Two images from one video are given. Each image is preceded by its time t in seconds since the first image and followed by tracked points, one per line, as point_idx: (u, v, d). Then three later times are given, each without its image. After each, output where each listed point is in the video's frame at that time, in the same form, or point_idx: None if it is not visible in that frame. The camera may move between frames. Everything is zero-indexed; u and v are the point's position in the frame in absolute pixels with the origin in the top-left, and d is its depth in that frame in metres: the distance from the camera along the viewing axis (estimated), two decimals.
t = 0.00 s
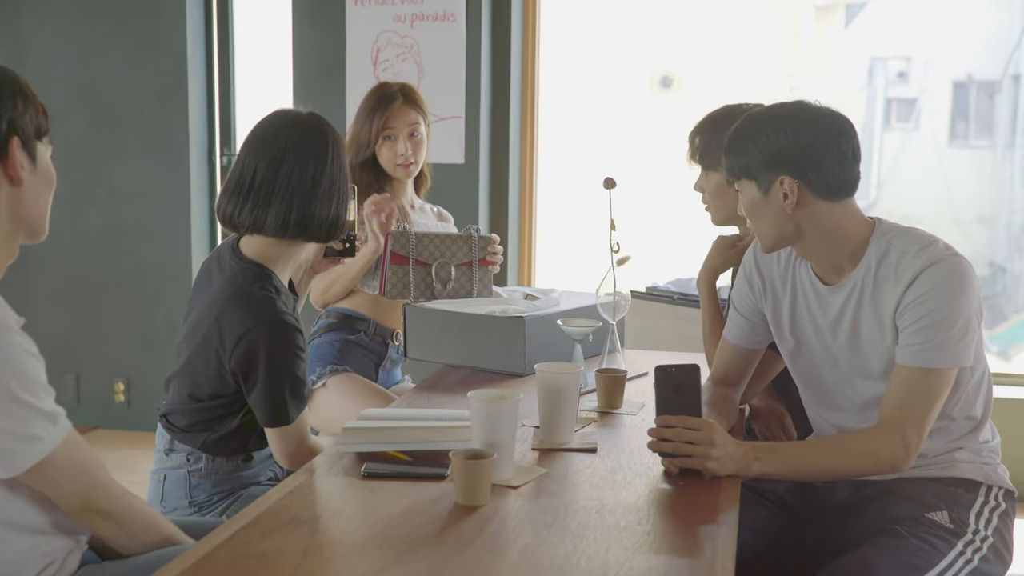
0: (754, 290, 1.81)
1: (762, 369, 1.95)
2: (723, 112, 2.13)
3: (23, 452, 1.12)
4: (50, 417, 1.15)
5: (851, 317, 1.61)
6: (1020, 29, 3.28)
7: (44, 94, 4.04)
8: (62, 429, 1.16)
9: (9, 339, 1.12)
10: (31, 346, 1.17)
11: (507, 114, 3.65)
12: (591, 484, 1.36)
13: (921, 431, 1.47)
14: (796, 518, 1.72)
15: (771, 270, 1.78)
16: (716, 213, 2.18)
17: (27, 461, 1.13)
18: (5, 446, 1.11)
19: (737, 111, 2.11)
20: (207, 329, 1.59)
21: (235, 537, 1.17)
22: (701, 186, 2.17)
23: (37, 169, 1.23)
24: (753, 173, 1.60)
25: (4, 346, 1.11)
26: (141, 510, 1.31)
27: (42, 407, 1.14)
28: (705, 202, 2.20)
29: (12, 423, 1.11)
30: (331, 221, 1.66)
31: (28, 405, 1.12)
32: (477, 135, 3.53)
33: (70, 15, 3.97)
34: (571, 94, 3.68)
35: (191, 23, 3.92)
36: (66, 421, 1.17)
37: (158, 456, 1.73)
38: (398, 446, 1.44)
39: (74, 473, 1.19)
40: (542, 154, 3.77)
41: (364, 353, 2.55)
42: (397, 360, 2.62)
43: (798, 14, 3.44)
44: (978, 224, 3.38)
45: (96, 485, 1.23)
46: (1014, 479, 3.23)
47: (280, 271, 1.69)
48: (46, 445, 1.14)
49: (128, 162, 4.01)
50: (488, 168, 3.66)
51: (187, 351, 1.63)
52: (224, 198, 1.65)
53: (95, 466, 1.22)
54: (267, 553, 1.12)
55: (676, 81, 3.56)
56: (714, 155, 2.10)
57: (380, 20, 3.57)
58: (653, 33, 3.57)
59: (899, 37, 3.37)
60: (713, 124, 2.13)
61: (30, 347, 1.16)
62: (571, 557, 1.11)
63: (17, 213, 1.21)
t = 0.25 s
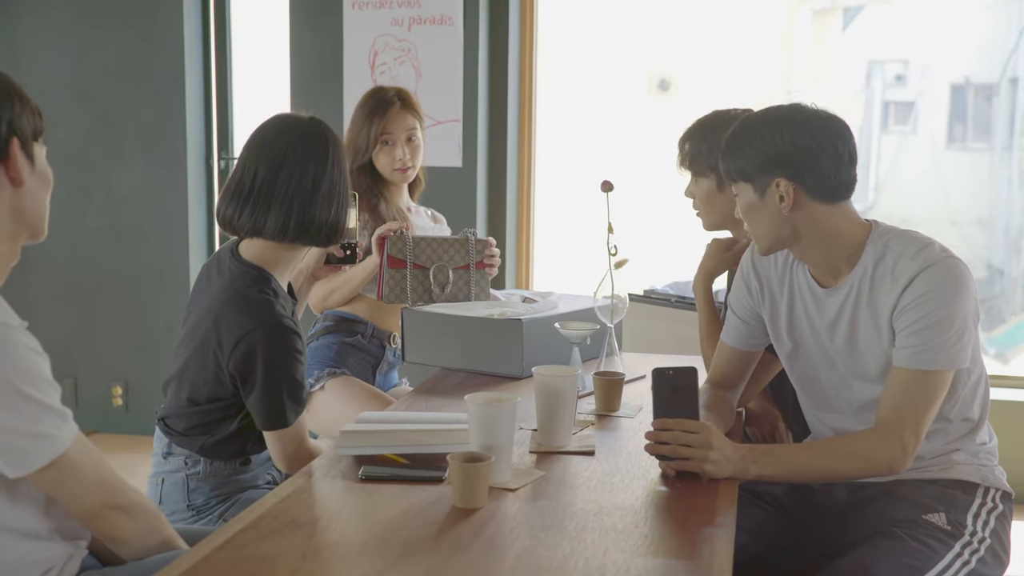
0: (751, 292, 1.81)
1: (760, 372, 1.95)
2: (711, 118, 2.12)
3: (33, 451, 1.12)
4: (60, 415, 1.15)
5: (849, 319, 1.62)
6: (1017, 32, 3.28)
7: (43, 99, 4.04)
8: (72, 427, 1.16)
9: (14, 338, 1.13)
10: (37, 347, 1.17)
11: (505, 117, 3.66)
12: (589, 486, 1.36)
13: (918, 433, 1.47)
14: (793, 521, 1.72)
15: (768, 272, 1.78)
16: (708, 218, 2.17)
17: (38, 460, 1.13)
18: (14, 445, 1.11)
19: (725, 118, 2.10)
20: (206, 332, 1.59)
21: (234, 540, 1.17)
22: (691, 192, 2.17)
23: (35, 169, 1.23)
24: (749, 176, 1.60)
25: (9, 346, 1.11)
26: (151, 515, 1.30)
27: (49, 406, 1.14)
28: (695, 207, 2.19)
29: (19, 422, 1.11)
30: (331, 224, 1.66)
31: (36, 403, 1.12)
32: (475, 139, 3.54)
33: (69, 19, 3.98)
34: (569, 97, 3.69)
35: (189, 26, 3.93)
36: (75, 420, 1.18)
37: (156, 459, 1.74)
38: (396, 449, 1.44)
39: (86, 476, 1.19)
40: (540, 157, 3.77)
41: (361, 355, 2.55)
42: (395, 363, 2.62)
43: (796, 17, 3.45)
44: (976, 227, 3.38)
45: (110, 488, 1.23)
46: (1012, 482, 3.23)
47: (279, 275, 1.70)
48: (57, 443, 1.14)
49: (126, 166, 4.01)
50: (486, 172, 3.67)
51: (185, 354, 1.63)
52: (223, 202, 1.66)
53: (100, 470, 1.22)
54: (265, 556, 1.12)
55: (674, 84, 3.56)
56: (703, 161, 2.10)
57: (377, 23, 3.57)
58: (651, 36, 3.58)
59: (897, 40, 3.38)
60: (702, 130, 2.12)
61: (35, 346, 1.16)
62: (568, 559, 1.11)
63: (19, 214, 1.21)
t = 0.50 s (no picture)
0: (749, 292, 1.81)
1: (758, 371, 1.95)
2: (710, 117, 2.11)
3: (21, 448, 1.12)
4: (47, 414, 1.16)
5: (847, 318, 1.62)
6: (1014, 32, 3.29)
7: (41, 100, 4.04)
8: (59, 427, 1.17)
9: (2, 338, 1.14)
10: (23, 347, 1.18)
11: (502, 117, 3.66)
12: (587, 486, 1.36)
13: (916, 431, 1.47)
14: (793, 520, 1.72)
15: (765, 272, 1.78)
16: (704, 219, 2.17)
17: (25, 457, 1.13)
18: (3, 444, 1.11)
19: (725, 118, 2.10)
20: (204, 333, 1.58)
21: (231, 541, 1.17)
22: (688, 192, 2.17)
23: (23, 174, 1.23)
24: (748, 175, 1.60)
25: None
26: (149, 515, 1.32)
27: (36, 404, 1.14)
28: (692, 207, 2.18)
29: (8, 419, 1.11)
30: (329, 226, 1.66)
31: (25, 401, 1.13)
32: (473, 139, 3.54)
33: (66, 21, 3.97)
34: (567, 98, 3.69)
35: (186, 28, 3.93)
36: (61, 419, 1.18)
37: (154, 460, 1.74)
38: (394, 449, 1.44)
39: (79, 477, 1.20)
40: (538, 157, 3.78)
41: (358, 354, 2.55)
42: (393, 363, 2.62)
43: (793, 17, 3.45)
44: (974, 226, 3.39)
45: (103, 488, 1.23)
46: (1010, 481, 3.24)
47: (277, 276, 1.69)
48: (43, 442, 1.15)
49: (123, 168, 4.01)
50: (484, 172, 3.66)
51: (182, 355, 1.63)
52: (222, 202, 1.66)
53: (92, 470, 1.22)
54: (264, 556, 1.12)
55: (671, 84, 3.57)
56: (699, 160, 2.11)
57: (375, 24, 3.57)
58: (648, 36, 3.58)
59: (894, 40, 3.38)
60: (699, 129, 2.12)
61: (22, 347, 1.17)
62: (566, 559, 1.11)
63: (5, 218, 1.21)
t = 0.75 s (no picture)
0: (746, 290, 1.81)
1: (754, 369, 1.95)
2: (711, 114, 2.11)
3: None
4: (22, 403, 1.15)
5: (844, 316, 1.62)
6: (1010, 29, 3.29)
7: (36, 98, 4.03)
8: (34, 416, 1.16)
9: None
10: None
11: (498, 115, 3.65)
12: (584, 484, 1.36)
13: (914, 429, 1.47)
14: (790, 517, 1.71)
15: (763, 270, 1.78)
16: (702, 213, 2.18)
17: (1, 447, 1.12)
18: None
19: (725, 115, 2.10)
20: (200, 331, 1.58)
21: (227, 539, 1.16)
22: (687, 187, 2.17)
23: None
24: (745, 173, 1.60)
25: None
26: (131, 505, 1.32)
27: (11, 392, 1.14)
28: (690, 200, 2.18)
29: None
30: (326, 223, 1.65)
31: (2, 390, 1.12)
32: (469, 137, 3.54)
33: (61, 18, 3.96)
34: (563, 96, 3.69)
35: (181, 25, 3.92)
36: (37, 409, 1.17)
37: (150, 458, 1.73)
38: (391, 447, 1.43)
39: (55, 466, 1.19)
40: (535, 155, 3.78)
41: (355, 352, 2.54)
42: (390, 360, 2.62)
43: (789, 16, 3.45)
44: (969, 224, 3.40)
45: (82, 479, 1.23)
46: (1005, 479, 3.25)
47: (273, 274, 1.69)
48: (19, 430, 1.13)
49: (118, 165, 4.00)
50: (479, 170, 3.66)
51: (179, 353, 1.62)
52: (218, 200, 1.65)
53: (69, 459, 1.21)
54: (261, 554, 1.11)
55: (667, 82, 3.57)
56: (699, 157, 2.10)
57: (370, 22, 3.57)
58: (645, 34, 3.58)
59: (890, 38, 3.39)
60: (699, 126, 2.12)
61: None
62: (564, 557, 1.11)
63: None
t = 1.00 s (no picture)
0: (744, 288, 1.81)
1: (751, 367, 1.96)
2: (713, 110, 2.11)
3: None
4: (9, 396, 1.15)
5: (843, 315, 1.62)
6: (1006, 28, 3.30)
7: (32, 95, 4.02)
8: (22, 409, 1.17)
9: None
10: None
11: (496, 114, 3.65)
12: (582, 483, 1.36)
13: (911, 428, 1.48)
14: (787, 516, 1.72)
15: (761, 268, 1.78)
16: (701, 209, 2.18)
17: None
18: None
19: (727, 112, 2.10)
20: (199, 329, 1.58)
21: (224, 538, 1.16)
22: (687, 183, 2.17)
23: None
24: (744, 172, 1.60)
25: None
26: (122, 500, 1.31)
27: None
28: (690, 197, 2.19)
29: None
30: (324, 222, 1.65)
31: None
32: (466, 135, 3.53)
33: (57, 15, 3.95)
34: (560, 94, 3.69)
35: (178, 22, 3.91)
36: (24, 403, 1.18)
37: (148, 457, 1.73)
38: (389, 446, 1.43)
39: (42, 459, 1.19)
40: (532, 153, 3.77)
41: (352, 351, 2.54)
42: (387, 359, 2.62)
43: (786, 14, 3.45)
44: (965, 223, 3.41)
45: (69, 471, 1.23)
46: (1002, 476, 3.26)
47: (271, 272, 1.68)
48: (5, 422, 1.14)
49: (114, 163, 3.99)
50: (477, 168, 3.66)
51: (176, 351, 1.62)
52: (216, 199, 1.65)
53: (57, 454, 1.22)
54: (258, 553, 1.11)
55: (664, 81, 3.57)
56: (699, 154, 2.10)
57: (368, 20, 3.56)
58: (642, 33, 3.58)
59: (886, 37, 3.39)
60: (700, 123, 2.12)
61: None
62: (563, 556, 1.11)
63: None
